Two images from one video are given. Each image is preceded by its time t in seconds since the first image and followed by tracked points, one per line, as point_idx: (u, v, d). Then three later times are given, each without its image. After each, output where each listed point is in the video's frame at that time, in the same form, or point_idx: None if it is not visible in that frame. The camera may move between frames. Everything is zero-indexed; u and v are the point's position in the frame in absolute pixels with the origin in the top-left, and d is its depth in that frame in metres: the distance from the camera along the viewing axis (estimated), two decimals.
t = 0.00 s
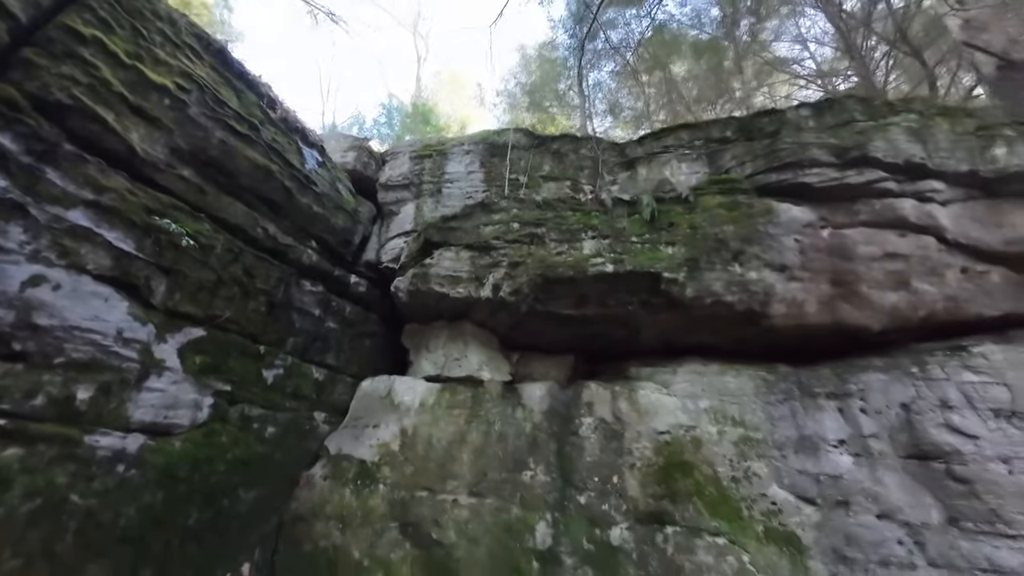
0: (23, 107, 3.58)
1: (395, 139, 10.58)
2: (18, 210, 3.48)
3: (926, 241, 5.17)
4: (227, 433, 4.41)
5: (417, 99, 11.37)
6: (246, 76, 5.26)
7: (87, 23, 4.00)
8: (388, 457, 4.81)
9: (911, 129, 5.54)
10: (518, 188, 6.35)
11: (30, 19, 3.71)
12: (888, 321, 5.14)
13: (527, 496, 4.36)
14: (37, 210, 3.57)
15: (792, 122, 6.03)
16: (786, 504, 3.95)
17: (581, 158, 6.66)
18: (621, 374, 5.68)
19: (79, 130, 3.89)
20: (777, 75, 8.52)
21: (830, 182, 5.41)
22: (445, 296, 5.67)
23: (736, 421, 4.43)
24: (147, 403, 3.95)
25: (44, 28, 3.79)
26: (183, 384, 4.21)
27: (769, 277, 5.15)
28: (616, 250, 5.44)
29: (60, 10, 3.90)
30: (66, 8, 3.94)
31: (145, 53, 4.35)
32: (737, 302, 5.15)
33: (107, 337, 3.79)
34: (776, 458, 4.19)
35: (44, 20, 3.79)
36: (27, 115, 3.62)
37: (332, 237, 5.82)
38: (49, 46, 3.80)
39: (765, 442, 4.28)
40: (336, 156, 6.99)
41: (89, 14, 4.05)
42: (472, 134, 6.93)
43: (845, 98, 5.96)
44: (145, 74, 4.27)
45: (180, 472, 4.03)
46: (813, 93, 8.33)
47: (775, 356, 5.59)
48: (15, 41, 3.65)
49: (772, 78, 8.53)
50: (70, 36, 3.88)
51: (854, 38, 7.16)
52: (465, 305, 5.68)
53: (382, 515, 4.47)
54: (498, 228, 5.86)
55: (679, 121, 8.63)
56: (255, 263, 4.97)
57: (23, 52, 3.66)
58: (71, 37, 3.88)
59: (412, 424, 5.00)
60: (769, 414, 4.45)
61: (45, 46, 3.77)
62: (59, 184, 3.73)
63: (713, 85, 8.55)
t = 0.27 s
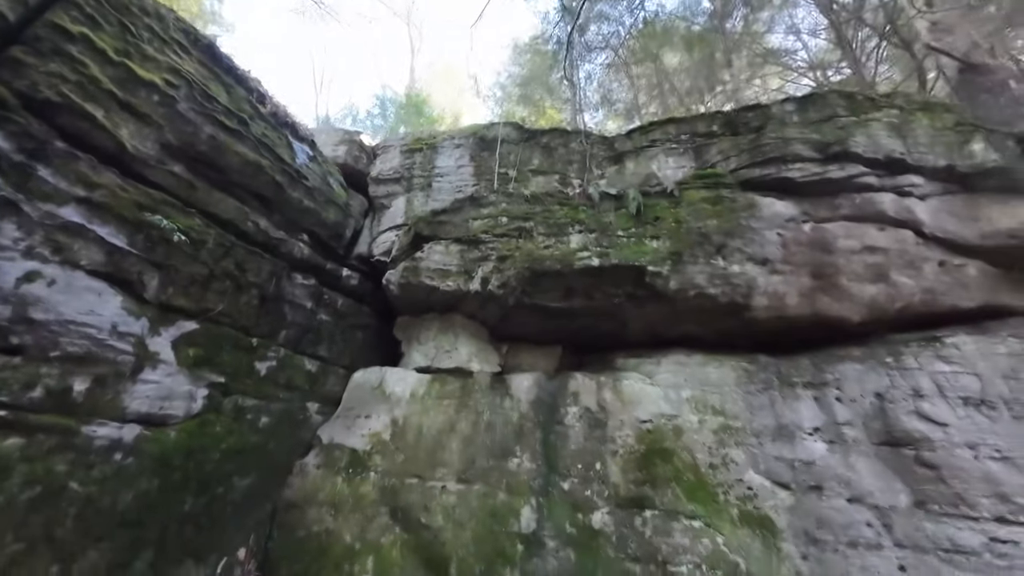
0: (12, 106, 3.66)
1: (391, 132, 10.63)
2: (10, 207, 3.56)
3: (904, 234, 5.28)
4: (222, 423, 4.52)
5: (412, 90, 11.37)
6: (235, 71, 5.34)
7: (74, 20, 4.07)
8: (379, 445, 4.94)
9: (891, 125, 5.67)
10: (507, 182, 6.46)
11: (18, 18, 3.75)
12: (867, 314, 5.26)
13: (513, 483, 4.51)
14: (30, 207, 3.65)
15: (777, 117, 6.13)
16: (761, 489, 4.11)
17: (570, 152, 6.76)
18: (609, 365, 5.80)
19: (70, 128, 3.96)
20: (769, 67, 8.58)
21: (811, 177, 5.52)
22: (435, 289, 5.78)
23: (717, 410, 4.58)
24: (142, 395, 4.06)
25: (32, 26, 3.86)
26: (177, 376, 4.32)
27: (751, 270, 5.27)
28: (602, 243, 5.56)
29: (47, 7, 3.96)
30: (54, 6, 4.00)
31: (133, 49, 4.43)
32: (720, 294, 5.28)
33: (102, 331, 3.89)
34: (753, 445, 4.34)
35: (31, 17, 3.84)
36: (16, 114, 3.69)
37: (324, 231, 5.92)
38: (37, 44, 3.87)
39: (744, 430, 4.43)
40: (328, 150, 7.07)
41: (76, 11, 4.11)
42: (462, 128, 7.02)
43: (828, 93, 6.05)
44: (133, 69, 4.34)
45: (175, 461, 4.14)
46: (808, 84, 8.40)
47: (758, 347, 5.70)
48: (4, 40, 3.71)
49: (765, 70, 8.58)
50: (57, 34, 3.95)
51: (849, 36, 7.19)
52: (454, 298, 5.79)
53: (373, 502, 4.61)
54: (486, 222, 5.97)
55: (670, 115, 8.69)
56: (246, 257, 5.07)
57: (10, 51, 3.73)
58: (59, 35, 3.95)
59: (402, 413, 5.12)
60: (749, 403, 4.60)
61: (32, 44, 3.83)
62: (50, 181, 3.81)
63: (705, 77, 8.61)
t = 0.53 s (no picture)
0: (15, 106, 3.79)
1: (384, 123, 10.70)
2: (17, 204, 3.69)
3: (881, 228, 5.42)
4: (223, 411, 4.70)
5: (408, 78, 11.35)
6: (229, 67, 5.46)
7: (72, 20, 4.19)
8: (374, 432, 5.13)
9: (870, 122, 5.85)
10: (498, 176, 6.59)
11: (18, 19, 3.88)
12: (843, 305, 5.36)
13: (502, 466, 4.71)
14: (35, 204, 3.79)
15: (761, 113, 6.29)
16: (737, 471, 4.33)
17: (560, 147, 6.92)
18: (596, 354, 5.98)
19: (71, 126, 4.10)
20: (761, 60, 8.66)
21: (792, 172, 5.69)
22: (428, 281, 5.95)
23: (698, 396, 4.79)
24: (146, 383, 4.22)
25: (32, 27, 3.98)
26: (180, 365, 4.48)
27: (733, 263, 5.46)
28: (590, 237, 5.74)
29: (46, 7, 4.08)
30: (53, 7, 4.12)
31: (130, 48, 4.57)
32: (703, 286, 5.45)
33: (106, 322, 4.05)
34: (731, 430, 4.56)
35: (30, 17, 3.97)
36: (19, 113, 3.82)
37: (319, 224, 6.07)
38: (38, 45, 3.99)
39: (722, 416, 4.64)
40: (322, 144, 7.20)
41: (75, 11, 4.23)
42: (454, 123, 7.14)
43: (812, 89, 6.21)
44: (130, 68, 4.47)
45: (179, 446, 4.32)
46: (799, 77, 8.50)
47: (740, 338, 5.84)
48: (5, 41, 3.83)
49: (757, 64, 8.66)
50: (56, 34, 4.08)
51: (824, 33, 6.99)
52: (446, 290, 5.96)
53: (369, 485, 4.81)
54: (478, 216, 6.13)
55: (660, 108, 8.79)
56: (243, 251, 5.23)
57: (11, 51, 3.85)
58: (58, 35, 4.08)
59: (397, 401, 5.31)
60: (728, 391, 4.82)
61: (32, 44, 3.96)
62: (54, 178, 3.95)
63: (696, 70, 8.73)
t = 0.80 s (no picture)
0: (14, 107, 3.89)
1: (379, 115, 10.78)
2: (17, 204, 3.81)
3: (861, 224, 5.52)
4: (220, 402, 4.84)
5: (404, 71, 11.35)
6: (222, 65, 5.56)
7: (67, 21, 4.29)
8: (368, 422, 5.28)
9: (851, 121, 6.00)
10: (490, 172, 6.67)
11: (14, 21, 3.98)
12: (822, 299, 5.40)
13: (491, 455, 4.88)
14: (35, 203, 3.91)
15: (748, 110, 6.43)
16: (716, 459, 4.51)
17: (550, 144, 7.03)
18: (584, 348, 6.09)
19: (69, 127, 4.21)
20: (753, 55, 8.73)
21: (776, 170, 5.82)
22: (420, 276, 6.07)
23: (680, 387, 4.97)
24: (146, 376, 4.36)
25: (28, 29, 4.09)
26: (178, 358, 4.62)
27: (717, 258, 5.57)
28: (578, 232, 5.85)
29: (42, 9, 4.19)
30: (48, 9, 4.22)
31: (124, 47, 4.66)
32: (687, 281, 5.58)
33: (106, 317, 4.18)
34: (712, 420, 4.73)
35: (27, 19, 4.07)
36: (18, 114, 3.92)
37: (313, 220, 6.18)
38: (34, 46, 4.10)
39: (703, 406, 4.82)
40: (316, 139, 7.28)
41: (70, 13, 4.33)
42: (447, 119, 7.22)
43: (796, 87, 6.35)
44: (125, 68, 4.58)
45: (178, 436, 4.46)
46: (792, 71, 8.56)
47: (727, 330, 5.91)
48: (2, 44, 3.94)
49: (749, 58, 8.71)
50: (52, 35, 4.19)
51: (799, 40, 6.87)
52: (437, 284, 6.08)
53: (362, 473, 4.96)
54: (469, 212, 6.25)
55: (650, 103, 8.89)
56: (239, 246, 5.35)
57: (8, 53, 3.96)
58: (54, 36, 4.19)
59: (390, 393, 5.46)
60: (710, 381, 4.98)
61: (29, 46, 4.07)
62: (53, 177, 4.07)
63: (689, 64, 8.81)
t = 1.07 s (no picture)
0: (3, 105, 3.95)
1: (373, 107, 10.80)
2: (7, 200, 3.89)
3: (838, 219, 5.67)
4: (211, 393, 4.95)
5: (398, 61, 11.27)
6: (210, 60, 5.60)
7: (54, 18, 4.36)
8: (356, 412, 5.39)
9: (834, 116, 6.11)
10: (477, 167, 6.78)
11: None
12: (802, 292, 5.50)
13: (475, 444, 5.01)
14: (24, 199, 4.00)
15: (731, 106, 6.54)
16: (693, 446, 4.67)
17: (537, 138, 7.12)
18: (570, 341, 6.13)
19: (57, 124, 4.28)
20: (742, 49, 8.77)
21: (756, 166, 5.95)
22: (408, 270, 6.12)
23: (660, 378, 5.11)
24: (137, 367, 4.46)
25: (15, 27, 4.15)
26: (169, 350, 4.71)
27: (699, 252, 5.69)
28: (562, 227, 5.95)
29: (28, 7, 4.25)
30: (34, 7, 4.28)
31: (110, 44, 4.73)
32: (670, 274, 5.65)
33: (97, 311, 4.27)
34: (689, 409, 4.89)
35: (13, 17, 4.14)
36: (6, 112, 3.98)
37: (302, 214, 6.26)
38: (21, 44, 4.17)
39: (682, 396, 4.97)
40: (305, 133, 7.32)
41: (56, 10, 4.39)
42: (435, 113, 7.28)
43: (778, 84, 6.45)
44: (112, 65, 4.65)
45: (171, 426, 4.57)
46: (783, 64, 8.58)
47: (708, 321, 6.00)
48: None
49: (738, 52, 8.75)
50: (39, 33, 4.26)
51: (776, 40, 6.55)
52: (425, 278, 6.15)
53: (351, 462, 5.09)
54: (456, 206, 6.33)
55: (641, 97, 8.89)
56: (228, 241, 5.42)
57: None
58: (40, 34, 4.25)
59: (379, 384, 5.58)
60: (689, 372, 5.13)
61: (16, 44, 4.14)
62: (42, 174, 4.14)
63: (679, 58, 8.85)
